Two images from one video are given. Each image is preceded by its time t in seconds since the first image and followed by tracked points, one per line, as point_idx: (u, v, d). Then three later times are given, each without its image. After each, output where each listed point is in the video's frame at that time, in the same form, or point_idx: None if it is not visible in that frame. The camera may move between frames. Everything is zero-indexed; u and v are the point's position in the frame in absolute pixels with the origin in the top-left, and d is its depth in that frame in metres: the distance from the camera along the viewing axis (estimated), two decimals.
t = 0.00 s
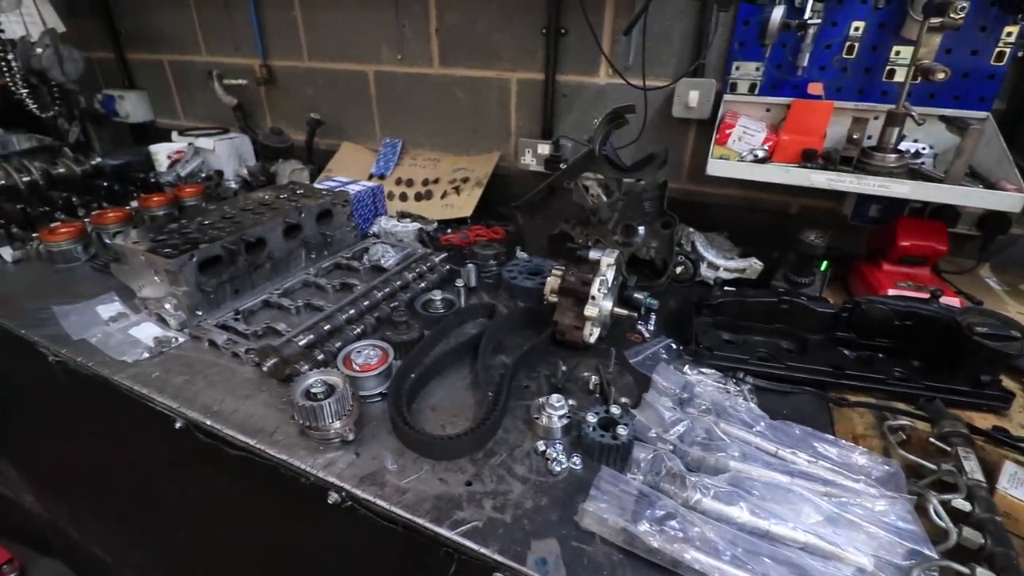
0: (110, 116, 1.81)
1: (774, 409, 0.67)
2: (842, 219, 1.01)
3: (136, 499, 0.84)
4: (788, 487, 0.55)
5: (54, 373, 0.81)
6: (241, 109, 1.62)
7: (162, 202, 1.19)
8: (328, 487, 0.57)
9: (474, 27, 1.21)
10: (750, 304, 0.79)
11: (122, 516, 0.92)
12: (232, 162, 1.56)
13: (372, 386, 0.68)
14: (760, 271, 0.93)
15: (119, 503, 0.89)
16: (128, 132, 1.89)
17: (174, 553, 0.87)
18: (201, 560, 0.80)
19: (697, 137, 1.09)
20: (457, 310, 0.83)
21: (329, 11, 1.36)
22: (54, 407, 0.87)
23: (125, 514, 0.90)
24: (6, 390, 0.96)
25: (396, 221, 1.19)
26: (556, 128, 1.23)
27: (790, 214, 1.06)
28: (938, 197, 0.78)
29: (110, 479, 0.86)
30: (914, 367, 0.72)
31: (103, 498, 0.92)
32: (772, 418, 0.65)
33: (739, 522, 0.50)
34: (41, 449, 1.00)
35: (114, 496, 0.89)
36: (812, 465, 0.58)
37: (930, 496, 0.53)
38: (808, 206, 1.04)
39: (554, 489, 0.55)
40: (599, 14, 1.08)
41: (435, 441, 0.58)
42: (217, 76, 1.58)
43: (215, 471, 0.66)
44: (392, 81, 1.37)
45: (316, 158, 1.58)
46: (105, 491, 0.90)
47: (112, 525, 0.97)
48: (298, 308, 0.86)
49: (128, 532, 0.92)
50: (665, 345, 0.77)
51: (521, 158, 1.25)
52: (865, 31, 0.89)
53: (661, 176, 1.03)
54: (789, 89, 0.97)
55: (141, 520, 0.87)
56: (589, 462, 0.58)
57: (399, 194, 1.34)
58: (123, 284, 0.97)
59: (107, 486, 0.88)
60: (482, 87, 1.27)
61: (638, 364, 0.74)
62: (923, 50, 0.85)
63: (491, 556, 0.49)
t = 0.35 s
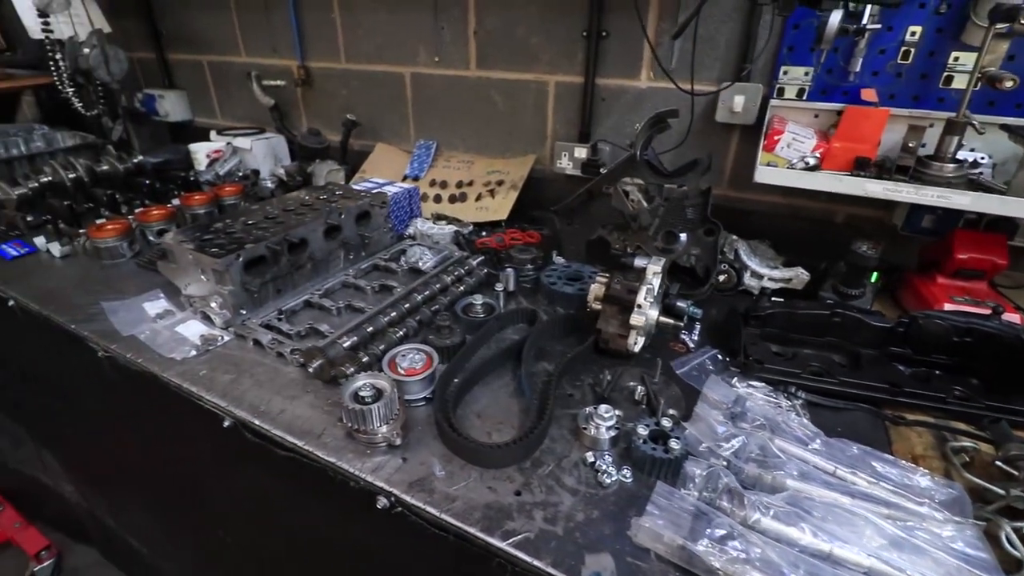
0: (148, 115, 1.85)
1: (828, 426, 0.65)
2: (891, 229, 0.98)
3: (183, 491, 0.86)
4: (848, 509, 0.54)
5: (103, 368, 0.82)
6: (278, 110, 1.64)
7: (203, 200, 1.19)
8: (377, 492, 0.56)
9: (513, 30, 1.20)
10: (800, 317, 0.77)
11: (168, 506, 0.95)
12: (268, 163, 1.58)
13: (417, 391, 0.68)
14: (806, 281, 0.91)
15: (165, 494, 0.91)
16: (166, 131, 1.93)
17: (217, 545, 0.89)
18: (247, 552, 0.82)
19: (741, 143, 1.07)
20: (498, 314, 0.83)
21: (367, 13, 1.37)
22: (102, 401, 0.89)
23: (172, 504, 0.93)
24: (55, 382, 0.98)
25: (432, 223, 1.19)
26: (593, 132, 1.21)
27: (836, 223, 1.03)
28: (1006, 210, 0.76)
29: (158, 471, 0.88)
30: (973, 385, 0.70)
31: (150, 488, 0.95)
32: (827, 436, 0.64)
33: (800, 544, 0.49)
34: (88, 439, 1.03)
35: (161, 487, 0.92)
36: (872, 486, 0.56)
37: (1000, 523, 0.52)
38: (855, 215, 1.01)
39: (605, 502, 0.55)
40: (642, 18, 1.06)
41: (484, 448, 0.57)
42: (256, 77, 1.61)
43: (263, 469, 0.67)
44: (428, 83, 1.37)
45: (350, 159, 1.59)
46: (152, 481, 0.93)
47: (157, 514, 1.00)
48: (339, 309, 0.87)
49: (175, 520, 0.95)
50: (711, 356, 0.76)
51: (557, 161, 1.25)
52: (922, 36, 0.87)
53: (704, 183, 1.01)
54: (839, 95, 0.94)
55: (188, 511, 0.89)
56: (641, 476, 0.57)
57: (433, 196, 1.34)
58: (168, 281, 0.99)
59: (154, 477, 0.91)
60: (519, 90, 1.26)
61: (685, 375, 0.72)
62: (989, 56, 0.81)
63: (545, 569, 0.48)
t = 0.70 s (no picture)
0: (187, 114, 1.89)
1: (883, 444, 0.64)
2: (942, 240, 0.96)
3: (224, 485, 0.88)
4: (911, 532, 0.52)
5: (150, 364, 0.84)
6: (313, 110, 1.66)
7: (242, 200, 1.22)
8: (425, 498, 0.56)
9: (552, 32, 1.20)
10: (851, 330, 0.76)
11: (208, 499, 0.96)
12: (303, 163, 1.61)
13: (461, 397, 0.67)
14: (854, 293, 0.89)
15: (206, 487, 0.93)
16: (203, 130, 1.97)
17: (256, 540, 0.91)
18: (287, 549, 0.83)
19: (785, 149, 1.05)
20: (538, 320, 0.82)
21: (405, 15, 1.37)
22: (147, 395, 0.91)
23: (213, 498, 0.94)
24: (101, 375, 1.01)
25: (467, 226, 1.19)
26: (631, 136, 1.20)
27: (883, 232, 1.01)
28: None
29: (200, 465, 0.90)
30: None
31: (191, 482, 0.97)
32: (883, 454, 0.62)
33: (862, 567, 0.48)
34: (131, 432, 1.05)
35: (202, 481, 0.94)
36: (935, 509, 0.55)
37: None
38: (904, 224, 0.99)
39: (657, 515, 0.54)
40: (685, 21, 1.05)
41: (533, 457, 0.57)
42: (293, 78, 1.63)
43: (309, 469, 0.67)
44: (463, 85, 1.37)
45: (383, 160, 1.60)
46: (194, 475, 0.95)
47: (196, 507, 1.02)
48: (379, 310, 0.87)
49: (216, 513, 0.97)
50: (758, 368, 0.75)
51: (593, 164, 1.23)
52: (982, 41, 0.84)
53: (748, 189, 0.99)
54: (891, 101, 0.91)
55: (228, 505, 0.90)
56: (692, 490, 0.56)
57: (467, 198, 1.34)
58: (211, 279, 1.01)
59: (197, 470, 0.93)
60: (556, 92, 1.25)
61: (734, 388, 0.71)
62: None
63: None
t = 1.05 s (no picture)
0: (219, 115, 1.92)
1: (938, 464, 0.62)
2: (990, 252, 0.93)
3: (262, 484, 0.89)
4: (975, 557, 0.51)
5: (191, 363, 0.85)
6: (343, 112, 1.68)
7: (276, 201, 1.24)
8: (470, 507, 0.56)
9: (587, 36, 1.19)
10: (901, 344, 0.74)
11: (243, 497, 0.98)
12: (332, 163, 1.63)
13: (501, 404, 0.67)
14: (900, 306, 0.87)
15: (244, 485, 0.94)
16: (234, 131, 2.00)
17: (291, 539, 0.92)
18: (323, 549, 0.83)
19: (826, 156, 1.03)
20: (577, 327, 0.81)
21: (438, 18, 1.38)
22: (187, 393, 0.92)
23: (249, 495, 0.96)
24: (142, 371, 1.03)
25: (498, 230, 1.19)
26: (665, 141, 1.19)
27: (927, 242, 0.99)
28: None
29: (239, 463, 0.91)
30: None
31: (229, 479, 0.98)
32: (940, 475, 0.61)
33: None
34: (169, 428, 1.07)
35: (239, 478, 0.95)
36: (999, 533, 0.53)
37: None
38: (948, 234, 0.96)
39: (708, 532, 0.53)
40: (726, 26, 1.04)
41: (580, 468, 0.56)
42: (325, 80, 1.64)
43: (350, 472, 0.68)
44: (495, 88, 1.37)
45: (412, 162, 1.61)
46: (231, 472, 0.96)
47: (232, 503, 1.04)
48: (415, 314, 0.87)
49: (251, 511, 0.98)
50: (804, 381, 0.74)
51: (626, 169, 1.22)
52: None
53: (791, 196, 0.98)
54: (940, 109, 0.89)
55: (265, 503, 0.91)
56: (743, 507, 0.55)
57: (498, 201, 1.33)
58: (248, 279, 1.02)
59: (234, 468, 0.94)
60: (590, 96, 1.24)
61: (780, 402, 0.70)
62: None
63: None
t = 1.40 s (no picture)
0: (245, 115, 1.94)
1: (997, 486, 0.60)
2: None
3: (293, 488, 0.89)
4: None
5: (226, 365, 0.85)
6: (370, 113, 1.68)
7: (305, 202, 1.25)
8: (515, 521, 0.55)
9: (621, 39, 1.17)
10: (954, 361, 0.71)
11: (272, 499, 0.98)
12: (358, 164, 1.63)
13: (542, 415, 0.65)
14: (948, 319, 0.84)
15: (275, 488, 0.94)
16: (260, 131, 2.01)
17: (320, 543, 0.91)
18: (354, 556, 0.83)
19: (868, 162, 1.01)
20: (614, 336, 0.80)
21: (468, 20, 1.37)
22: (220, 395, 0.92)
23: (278, 498, 0.96)
24: (174, 371, 1.04)
25: (528, 234, 1.18)
26: (699, 145, 1.17)
27: (971, 253, 0.96)
28: None
29: (271, 466, 0.91)
30: None
31: (259, 482, 0.98)
32: (1000, 498, 0.58)
33: None
34: (199, 428, 1.08)
35: (269, 480, 0.95)
36: None
37: None
38: (994, 245, 0.94)
39: (762, 554, 0.51)
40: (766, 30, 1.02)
41: (628, 484, 0.55)
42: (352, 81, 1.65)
43: (388, 480, 0.67)
44: (525, 90, 1.36)
45: (438, 164, 1.60)
46: (260, 474, 0.96)
47: (260, 505, 1.04)
48: (449, 320, 0.86)
49: (280, 514, 0.98)
50: (851, 397, 0.72)
51: (658, 174, 1.20)
52: None
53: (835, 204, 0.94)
54: (991, 116, 0.86)
55: (295, 507, 0.91)
56: (797, 528, 0.54)
57: (525, 205, 1.32)
58: (280, 280, 1.02)
59: (265, 470, 0.94)
60: (622, 100, 1.22)
61: (829, 419, 0.69)
62: None
63: None
